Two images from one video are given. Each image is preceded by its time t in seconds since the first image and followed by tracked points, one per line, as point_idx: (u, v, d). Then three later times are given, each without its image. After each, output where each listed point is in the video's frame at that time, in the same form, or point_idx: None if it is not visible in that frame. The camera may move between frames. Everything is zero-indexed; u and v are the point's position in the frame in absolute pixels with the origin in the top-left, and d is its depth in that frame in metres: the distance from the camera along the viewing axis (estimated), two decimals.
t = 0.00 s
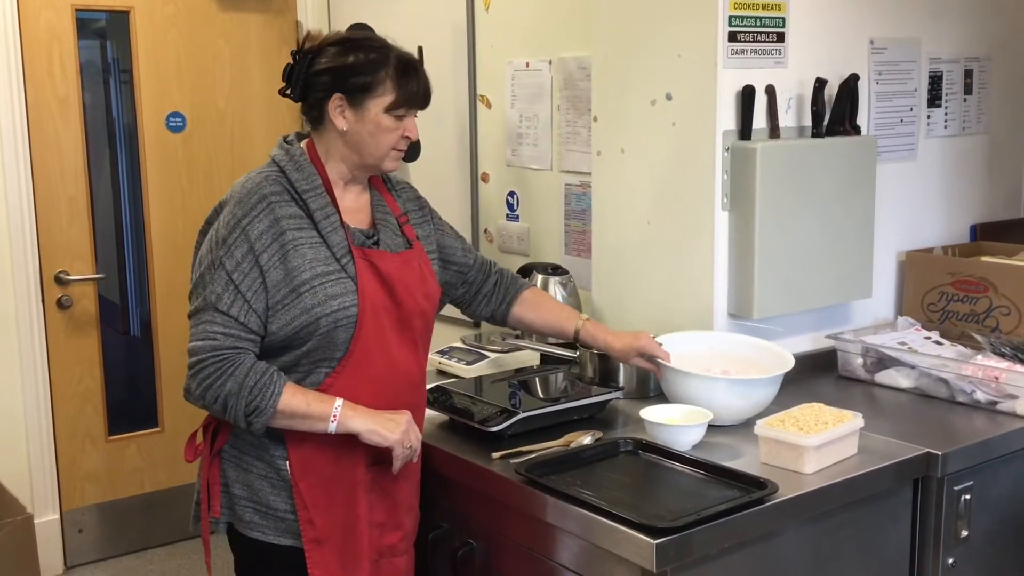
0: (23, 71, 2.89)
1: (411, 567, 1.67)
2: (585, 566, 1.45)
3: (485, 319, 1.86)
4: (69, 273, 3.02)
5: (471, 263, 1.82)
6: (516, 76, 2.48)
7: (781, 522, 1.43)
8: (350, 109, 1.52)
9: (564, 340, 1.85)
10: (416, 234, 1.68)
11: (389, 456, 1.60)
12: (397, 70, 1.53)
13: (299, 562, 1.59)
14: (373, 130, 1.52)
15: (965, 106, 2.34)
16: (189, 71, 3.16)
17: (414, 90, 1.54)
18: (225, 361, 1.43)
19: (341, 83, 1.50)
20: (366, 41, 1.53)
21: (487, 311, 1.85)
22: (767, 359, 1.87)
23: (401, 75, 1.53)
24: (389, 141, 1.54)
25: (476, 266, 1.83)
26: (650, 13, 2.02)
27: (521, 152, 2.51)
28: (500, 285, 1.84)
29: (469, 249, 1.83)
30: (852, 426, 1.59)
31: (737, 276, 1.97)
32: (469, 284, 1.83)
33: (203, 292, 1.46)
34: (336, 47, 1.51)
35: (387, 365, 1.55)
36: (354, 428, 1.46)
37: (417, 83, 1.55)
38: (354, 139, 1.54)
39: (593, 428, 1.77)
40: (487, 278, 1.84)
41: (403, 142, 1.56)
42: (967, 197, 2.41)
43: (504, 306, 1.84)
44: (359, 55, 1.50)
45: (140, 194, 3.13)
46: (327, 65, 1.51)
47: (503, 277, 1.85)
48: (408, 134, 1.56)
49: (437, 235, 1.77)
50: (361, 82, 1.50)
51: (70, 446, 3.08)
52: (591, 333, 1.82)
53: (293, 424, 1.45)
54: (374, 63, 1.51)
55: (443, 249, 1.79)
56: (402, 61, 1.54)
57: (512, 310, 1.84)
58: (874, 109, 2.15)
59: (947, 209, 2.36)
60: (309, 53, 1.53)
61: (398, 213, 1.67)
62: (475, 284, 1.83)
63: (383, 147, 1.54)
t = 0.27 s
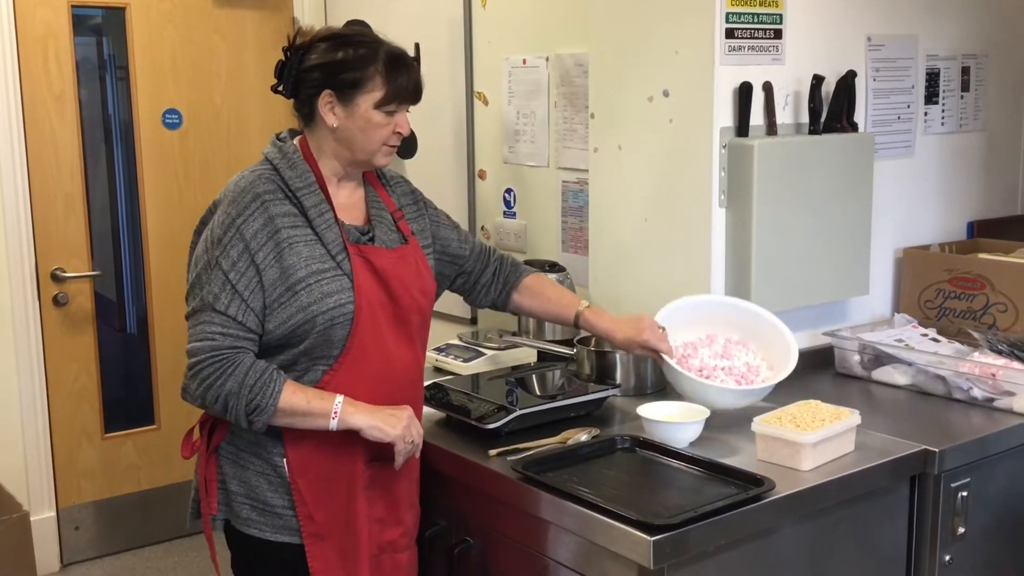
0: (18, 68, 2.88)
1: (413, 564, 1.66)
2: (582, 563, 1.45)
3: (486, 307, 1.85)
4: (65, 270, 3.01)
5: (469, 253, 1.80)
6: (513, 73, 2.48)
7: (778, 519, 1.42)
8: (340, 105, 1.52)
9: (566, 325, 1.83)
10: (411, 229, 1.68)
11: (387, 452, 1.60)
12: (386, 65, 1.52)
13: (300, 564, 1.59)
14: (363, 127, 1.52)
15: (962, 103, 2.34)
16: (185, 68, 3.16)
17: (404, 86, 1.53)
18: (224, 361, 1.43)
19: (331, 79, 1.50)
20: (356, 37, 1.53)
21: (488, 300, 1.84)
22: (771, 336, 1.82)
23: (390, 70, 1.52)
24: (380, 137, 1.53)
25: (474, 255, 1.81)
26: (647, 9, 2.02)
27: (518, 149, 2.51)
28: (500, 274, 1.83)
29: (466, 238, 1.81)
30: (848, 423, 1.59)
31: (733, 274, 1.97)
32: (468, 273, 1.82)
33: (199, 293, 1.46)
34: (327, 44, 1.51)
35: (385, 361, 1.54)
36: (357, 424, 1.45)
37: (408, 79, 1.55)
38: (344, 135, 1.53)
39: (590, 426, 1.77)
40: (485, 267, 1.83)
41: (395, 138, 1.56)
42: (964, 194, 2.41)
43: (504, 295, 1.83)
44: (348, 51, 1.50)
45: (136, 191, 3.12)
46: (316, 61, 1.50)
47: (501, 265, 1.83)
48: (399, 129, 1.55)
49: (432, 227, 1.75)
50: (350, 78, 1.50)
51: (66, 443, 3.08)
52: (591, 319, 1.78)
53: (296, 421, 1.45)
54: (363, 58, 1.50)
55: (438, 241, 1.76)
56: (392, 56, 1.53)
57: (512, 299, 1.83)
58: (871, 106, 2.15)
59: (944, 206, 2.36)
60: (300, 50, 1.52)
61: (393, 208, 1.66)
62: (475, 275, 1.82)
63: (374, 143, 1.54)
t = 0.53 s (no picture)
0: (14, 65, 2.88)
1: (410, 560, 1.67)
2: (579, 561, 1.45)
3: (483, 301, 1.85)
4: (61, 268, 3.00)
5: (460, 247, 1.79)
6: (510, 71, 2.47)
7: (775, 517, 1.43)
8: (321, 100, 1.51)
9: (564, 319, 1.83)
10: (401, 226, 1.67)
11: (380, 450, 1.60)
12: (367, 60, 1.52)
13: (294, 562, 1.58)
14: (343, 121, 1.51)
15: (959, 101, 2.34)
16: (181, 65, 3.15)
17: (385, 80, 1.52)
18: (212, 362, 1.43)
19: (311, 74, 1.50)
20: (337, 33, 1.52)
21: (484, 293, 1.83)
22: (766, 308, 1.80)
23: (371, 65, 1.52)
24: (362, 133, 1.53)
25: (467, 248, 1.80)
26: (644, 8, 2.02)
27: (515, 147, 2.50)
28: (494, 268, 1.82)
29: (458, 231, 1.79)
30: (845, 421, 1.59)
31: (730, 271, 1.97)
32: (461, 268, 1.81)
33: (186, 294, 1.46)
34: (308, 40, 1.51)
35: (375, 359, 1.54)
36: (345, 427, 1.45)
37: (389, 74, 1.53)
38: (326, 131, 1.53)
39: (587, 423, 1.77)
40: (479, 260, 1.82)
41: (377, 133, 1.54)
42: (960, 192, 2.41)
43: (499, 288, 1.83)
44: (329, 46, 1.50)
45: (132, 189, 3.12)
46: (298, 57, 1.50)
47: (495, 258, 1.82)
48: (382, 124, 1.54)
49: (423, 219, 1.74)
50: (330, 72, 1.49)
51: (62, 441, 3.07)
52: (589, 315, 1.78)
53: (282, 424, 1.45)
54: (343, 53, 1.50)
55: (429, 235, 1.75)
56: (374, 51, 1.52)
57: (508, 292, 1.83)
58: (868, 103, 2.15)
59: (941, 204, 2.36)
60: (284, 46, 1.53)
61: (383, 204, 1.65)
62: (469, 268, 1.81)
63: (356, 138, 1.53)
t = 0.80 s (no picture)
0: (12, 64, 2.87)
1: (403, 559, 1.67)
2: (578, 560, 1.45)
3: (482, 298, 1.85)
4: (59, 268, 3.00)
5: (455, 244, 1.79)
6: (508, 70, 2.47)
7: (774, 516, 1.43)
8: (282, 90, 1.54)
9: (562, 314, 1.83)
10: (393, 224, 1.67)
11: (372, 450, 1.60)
12: (321, 48, 1.50)
13: (288, 562, 1.58)
14: (294, 110, 1.52)
15: (957, 100, 2.34)
16: (178, 65, 3.15)
17: (335, 67, 1.50)
18: (198, 362, 1.43)
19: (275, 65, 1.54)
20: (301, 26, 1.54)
21: (482, 289, 1.83)
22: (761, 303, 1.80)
23: (324, 53, 1.50)
24: (311, 120, 1.51)
25: (463, 243, 1.80)
26: (642, 7, 2.02)
27: (513, 146, 2.50)
28: (490, 264, 1.82)
29: (453, 227, 1.79)
30: (843, 420, 1.59)
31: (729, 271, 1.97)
32: (456, 265, 1.81)
33: (172, 296, 1.46)
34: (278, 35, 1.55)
35: (364, 357, 1.53)
36: (331, 426, 1.45)
37: (344, 62, 1.51)
38: (289, 121, 1.55)
39: (586, 423, 1.77)
40: (475, 257, 1.81)
41: (332, 122, 1.52)
42: (958, 191, 2.41)
43: (497, 284, 1.82)
44: (291, 37, 1.52)
45: (130, 189, 3.11)
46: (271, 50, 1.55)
47: (491, 254, 1.81)
48: (334, 113, 1.52)
49: (417, 216, 1.74)
50: (284, 60, 1.51)
51: (61, 441, 3.07)
52: (589, 309, 1.79)
53: (269, 423, 1.45)
54: (297, 43, 1.51)
55: (424, 231, 1.75)
56: (332, 40, 1.51)
57: (505, 288, 1.83)
58: (866, 103, 2.15)
59: (939, 203, 2.36)
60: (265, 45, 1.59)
61: (373, 202, 1.65)
62: (466, 264, 1.81)
63: (310, 127, 1.52)
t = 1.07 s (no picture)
0: (11, 65, 2.87)
1: (393, 561, 1.67)
2: (577, 561, 1.45)
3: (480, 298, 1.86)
4: (59, 268, 3.00)
5: (451, 244, 1.79)
6: (508, 71, 2.48)
7: (773, 516, 1.43)
8: (267, 90, 1.55)
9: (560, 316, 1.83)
10: (386, 225, 1.66)
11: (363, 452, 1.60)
12: (304, 48, 1.51)
13: (280, 564, 1.59)
14: (279, 110, 1.53)
15: (956, 100, 2.34)
16: (178, 66, 3.15)
17: (316, 66, 1.51)
18: (185, 364, 1.43)
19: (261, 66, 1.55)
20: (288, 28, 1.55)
21: (480, 290, 1.83)
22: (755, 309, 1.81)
23: (306, 52, 1.51)
24: (293, 119, 1.52)
25: (459, 244, 1.80)
26: (642, 7, 2.02)
27: (513, 147, 2.51)
28: (488, 265, 1.82)
29: (449, 228, 1.79)
30: (843, 420, 1.59)
31: (728, 271, 1.97)
32: (453, 266, 1.81)
33: (160, 297, 1.46)
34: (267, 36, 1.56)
35: (353, 359, 1.53)
36: (317, 429, 1.44)
37: (326, 61, 1.52)
38: (274, 121, 1.56)
39: (585, 423, 1.77)
40: (472, 257, 1.81)
41: (314, 121, 1.53)
42: (958, 191, 2.41)
43: (495, 284, 1.83)
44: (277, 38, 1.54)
45: (130, 188, 3.11)
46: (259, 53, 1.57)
47: (488, 254, 1.82)
48: (317, 111, 1.52)
49: (412, 217, 1.74)
50: (268, 61, 1.52)
51: (61, 442, 3.07)
52: (587, 310, 1.78)
53: (257, 424, 1.45)
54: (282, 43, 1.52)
55: (420, 232, 1.75)
56: (315, 40, 1.51)
57: (504, 289, 1.83)
58: (866, 103, 2.15)
59: (938, 203, 2.37)
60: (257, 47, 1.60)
61: (366, 203, 1.65)
62: (463, 264, 1.81)
63: (293, 126, 1.52)
